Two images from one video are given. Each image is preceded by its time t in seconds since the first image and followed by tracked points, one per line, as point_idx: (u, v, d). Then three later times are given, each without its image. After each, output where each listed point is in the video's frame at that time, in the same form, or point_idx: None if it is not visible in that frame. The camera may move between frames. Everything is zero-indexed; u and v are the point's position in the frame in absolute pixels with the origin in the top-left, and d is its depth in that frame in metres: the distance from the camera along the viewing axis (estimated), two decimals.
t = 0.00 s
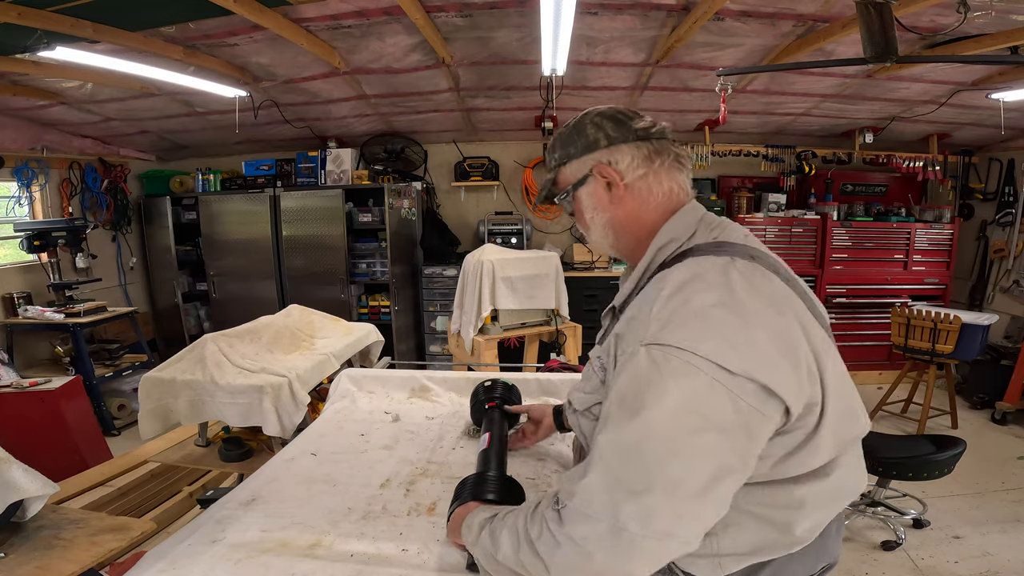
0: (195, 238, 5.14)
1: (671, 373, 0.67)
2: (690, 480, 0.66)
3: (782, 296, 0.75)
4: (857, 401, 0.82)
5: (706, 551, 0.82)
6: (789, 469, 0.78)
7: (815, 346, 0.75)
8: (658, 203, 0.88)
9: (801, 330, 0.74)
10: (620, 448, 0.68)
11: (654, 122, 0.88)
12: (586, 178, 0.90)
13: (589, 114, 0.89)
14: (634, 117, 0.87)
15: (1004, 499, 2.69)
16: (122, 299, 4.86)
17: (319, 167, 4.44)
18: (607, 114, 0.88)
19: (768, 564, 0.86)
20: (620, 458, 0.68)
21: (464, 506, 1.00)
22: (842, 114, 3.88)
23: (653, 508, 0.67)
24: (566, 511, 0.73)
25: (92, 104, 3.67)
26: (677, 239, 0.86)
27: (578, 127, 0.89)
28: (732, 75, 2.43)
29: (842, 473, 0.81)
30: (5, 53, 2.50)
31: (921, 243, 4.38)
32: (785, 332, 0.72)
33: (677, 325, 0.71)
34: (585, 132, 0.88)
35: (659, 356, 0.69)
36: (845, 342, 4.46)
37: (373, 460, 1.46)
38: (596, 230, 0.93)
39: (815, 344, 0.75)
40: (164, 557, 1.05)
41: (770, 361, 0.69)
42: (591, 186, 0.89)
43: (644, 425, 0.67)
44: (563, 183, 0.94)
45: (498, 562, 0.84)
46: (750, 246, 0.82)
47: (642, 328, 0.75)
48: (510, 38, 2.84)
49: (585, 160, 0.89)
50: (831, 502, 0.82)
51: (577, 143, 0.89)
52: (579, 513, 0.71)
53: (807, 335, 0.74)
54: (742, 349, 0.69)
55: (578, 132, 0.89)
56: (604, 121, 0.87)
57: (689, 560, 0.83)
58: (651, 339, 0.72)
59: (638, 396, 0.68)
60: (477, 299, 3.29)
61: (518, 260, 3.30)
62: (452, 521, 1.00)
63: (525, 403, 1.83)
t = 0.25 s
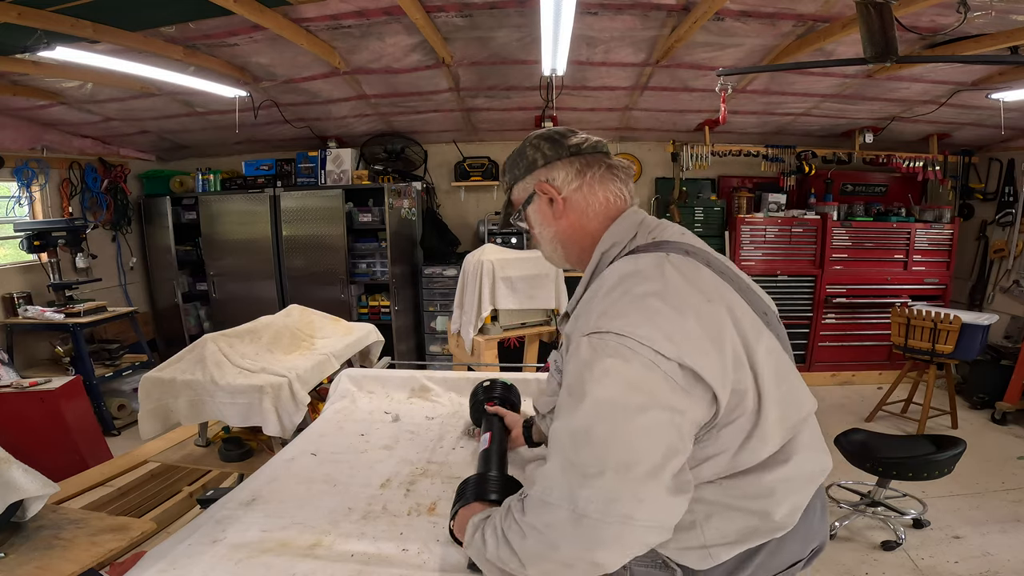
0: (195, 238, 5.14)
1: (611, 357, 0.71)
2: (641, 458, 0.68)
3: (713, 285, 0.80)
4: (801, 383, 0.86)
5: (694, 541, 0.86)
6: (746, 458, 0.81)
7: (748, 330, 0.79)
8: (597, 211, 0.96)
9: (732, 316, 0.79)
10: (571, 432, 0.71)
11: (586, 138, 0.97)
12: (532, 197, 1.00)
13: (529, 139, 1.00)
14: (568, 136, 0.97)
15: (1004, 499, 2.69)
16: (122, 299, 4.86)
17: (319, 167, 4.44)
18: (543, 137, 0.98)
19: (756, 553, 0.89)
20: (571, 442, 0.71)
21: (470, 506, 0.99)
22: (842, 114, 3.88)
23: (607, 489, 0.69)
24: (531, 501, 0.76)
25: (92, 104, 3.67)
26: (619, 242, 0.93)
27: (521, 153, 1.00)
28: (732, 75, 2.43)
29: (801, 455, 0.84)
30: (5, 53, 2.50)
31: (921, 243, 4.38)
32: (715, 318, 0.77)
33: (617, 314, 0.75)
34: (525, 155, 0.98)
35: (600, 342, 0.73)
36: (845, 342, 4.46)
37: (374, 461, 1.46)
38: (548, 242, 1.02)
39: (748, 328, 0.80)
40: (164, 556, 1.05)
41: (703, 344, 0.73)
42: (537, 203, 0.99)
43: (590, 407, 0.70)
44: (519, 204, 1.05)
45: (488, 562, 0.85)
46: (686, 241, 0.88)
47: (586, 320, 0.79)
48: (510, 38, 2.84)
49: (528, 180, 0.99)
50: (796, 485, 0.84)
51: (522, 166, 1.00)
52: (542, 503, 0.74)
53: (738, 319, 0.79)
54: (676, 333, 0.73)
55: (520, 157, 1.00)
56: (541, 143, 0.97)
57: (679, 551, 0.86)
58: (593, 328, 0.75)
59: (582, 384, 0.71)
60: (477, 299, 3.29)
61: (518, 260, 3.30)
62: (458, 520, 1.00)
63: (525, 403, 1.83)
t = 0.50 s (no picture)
0: (195, 238, 5.14)
1: (598, 364, 0.71)
2: (628, 464, 0.68)
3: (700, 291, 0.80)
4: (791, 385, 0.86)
5: (694, 542, 0.85)
6: (736, 462, 0.80)
7: (734, 337, 0.79)
8: (585, 214, 0.96)
9: (719, 322, 0.79)
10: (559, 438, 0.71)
11: (572, 140, 0.96)
12: (520, 201, 1.00)
13: (514, 142, 0.99)
14: (554, 138, 0.96)
15: (1004, 499, 2.69)
16: (122, 299, 4.86)
17: (319, 167, 4.44)
18: (528, 138, 0.97)
19: (754, 551, 0.89)
20: (559, 448, 0.71)
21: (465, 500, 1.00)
22: (842, 114, 3.88)
23: (594, 495, 0.69)
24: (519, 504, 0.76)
25: (92, 104, 3.67)
26: (609, 244, 0.93)
27: (507, 155, 0.99)
28: (732, 75, 2.43)
29: (794, 457, 0.85)
30: (5, 53, 2.50)
31: (921, 243, 4.38)
32: (702, 324, 0.77)
33: (604, 320, 0.75)
34: (512, 159, 0.98)
35: (587, 348, 0.73)
36: (845, 342, 4.46)
37: (374, 461, 1.46)
38: (537, 245, 1.02)
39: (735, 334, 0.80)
40: (164, 556, 1.05)
41: (689, 351, 0.73)
42: (524, 207, 0.99)
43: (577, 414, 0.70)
44: (507, 207, 1.04)
45: (483, 560, 0.86)
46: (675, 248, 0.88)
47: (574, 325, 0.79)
48: (510, 38, 2.84)
49: (515, 184, 0.99)
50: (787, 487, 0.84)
51: (509, 169, 0.99)
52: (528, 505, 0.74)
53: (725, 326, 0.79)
54: (663, 340, 0.73)
55: (507, 160, 0.99)
56: (528, 146, 0.96)
57: (679, 550, 0.87)
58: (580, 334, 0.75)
59: (569, 389, 0.71)
60: (477, 299, 3.29)
61: (518, 260, 3.30)
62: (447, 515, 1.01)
63: (524, 403, 1.83)
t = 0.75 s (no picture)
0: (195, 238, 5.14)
1: (615, 349, 0.72)
2: (650, 447, 0.68)
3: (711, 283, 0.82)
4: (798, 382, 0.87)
5: (701, 539, 0.85)
6: (746, 458, 0.81)
7: (744, 328, 0.81)
8: (592, 211, 0.96)
9: (730, 314, 0.80)
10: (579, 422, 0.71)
11: (580, 137, 0.97)
12: (527, 198, 1.01)
13: (521, 140, 1.00)
14: (562, 135, 0.97)
15: (1004, 499, 2.69)
16: (122, 299, 4.86)
17: (319, 167, 4.44)
18: (535, 136, 0.98)
19: (758, 550, 0.90)
20: (580, 432, 0.71)
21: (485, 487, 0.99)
22: (842, 114, 3.88)
23: (619, 479, 0.69)
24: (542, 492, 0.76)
25: (92, 104, 3.67)
26: (616, 242, 0.93)
27: (514, 153, 1.00)
28: (732, 75, 2.43)
29: (803, 453, 0.85)
30: (5, 53, 2.50)
31: (921, 243, 4.38)
32: (713, 313, 0.78)
33: (619, 307, 0.76)
34: (520, 156, 0.98)
35: (604, 335, 0.74)
36: (845, 342, 4.46)
37: (374, 460, 1.46)
38: (543, 243, 1.02)
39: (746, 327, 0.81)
40: (164, 556, 1.05)
41: (699, 338, 0.75)
42: (531, 203, 0.99)
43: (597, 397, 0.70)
44: (513, 204, 1.05)
45: (507, 551, 0.85)
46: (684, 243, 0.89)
47: (588, 314, 0.79)
48: (510, 38, 2.84)
49: (523, 180, 0.99)
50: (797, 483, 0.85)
51: (515, 167, 1.00)
52: (552, 493, 0.74)
53: (736, 318, 0.80)
54: (677, 329, 0.74)
55: (515, 158, 1.00)
56: (536, 143, 0.97)
57: (686, 548, 0.87)
58: (596, 322, 0.76)
59: (587, 374, 0.72)
60: (477, 299, 3.29)
61: (518, 260, 3.30)
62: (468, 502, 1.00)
63: (524, 403, 1.83)
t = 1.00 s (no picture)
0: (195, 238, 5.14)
1: (668, 327, 0.72)
2: (723, 419, 0.68)
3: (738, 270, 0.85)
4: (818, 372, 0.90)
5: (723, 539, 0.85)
6: (783, 451, 0.81)
7: (769, 314, 0.84)
8: (609, 207, 0.97)
9: (757, 301, 0.84)
10: (639, 402, 0.70)
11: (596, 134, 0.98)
12: (542, 194, 1.01)
13: (535, 136, 1.01)
14: (578, 132, 0.98)
15: (1004, 499, 2.69)
16: (122, 299, 4.86)
17: (319, 167, 4.44)
18: (550, 132, 0.99)
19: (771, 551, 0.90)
20: (642, 411, 0.70)
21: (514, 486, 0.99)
22: (842, 114, 3.88)
23: (699, 454, 0.67)
24: (609, 482, 0.72)
25: (92, 104, 3.67)
26: (635, 239, 0.94)
27: (528, 149, 1.00)
28: (732, 74, 2.43)
29: (833, 444, 0.86)
30: (5, 53, 2.50)
31: (921, 243, 4.38)
32: (743, 297, 0.81)
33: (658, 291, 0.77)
34: (536, 151, 0.99)
35: (650, 317, 0.74)
36: (845, 342, 4.46)
37: (374, 461, 1.45)
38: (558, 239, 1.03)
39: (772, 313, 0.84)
40: (164, 556, 1.05)
41: (735, 319, 0.78)
42: (547, 200, 1.00)
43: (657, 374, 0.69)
44: (526, 201, 1.05)
45: (570, 553, 0.79)
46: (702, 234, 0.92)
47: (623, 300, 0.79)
48: (510, 38, 2.84)
49: (539, 176, 1.00)
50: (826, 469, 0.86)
51: (530, 163, 1.00)
52: (624, 480, 0.70)
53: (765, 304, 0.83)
54: (716, 311, 0.76)
55: (530, 153, 1.00)
56: (551, 139, 0.98)
57: (706, 549, 0.86)
58: (639, 305, 0.77)
59: (643, 353, 0.72)
60: (477, 299, 3.28)
61: (518, 260, 3.30)
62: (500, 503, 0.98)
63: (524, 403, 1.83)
